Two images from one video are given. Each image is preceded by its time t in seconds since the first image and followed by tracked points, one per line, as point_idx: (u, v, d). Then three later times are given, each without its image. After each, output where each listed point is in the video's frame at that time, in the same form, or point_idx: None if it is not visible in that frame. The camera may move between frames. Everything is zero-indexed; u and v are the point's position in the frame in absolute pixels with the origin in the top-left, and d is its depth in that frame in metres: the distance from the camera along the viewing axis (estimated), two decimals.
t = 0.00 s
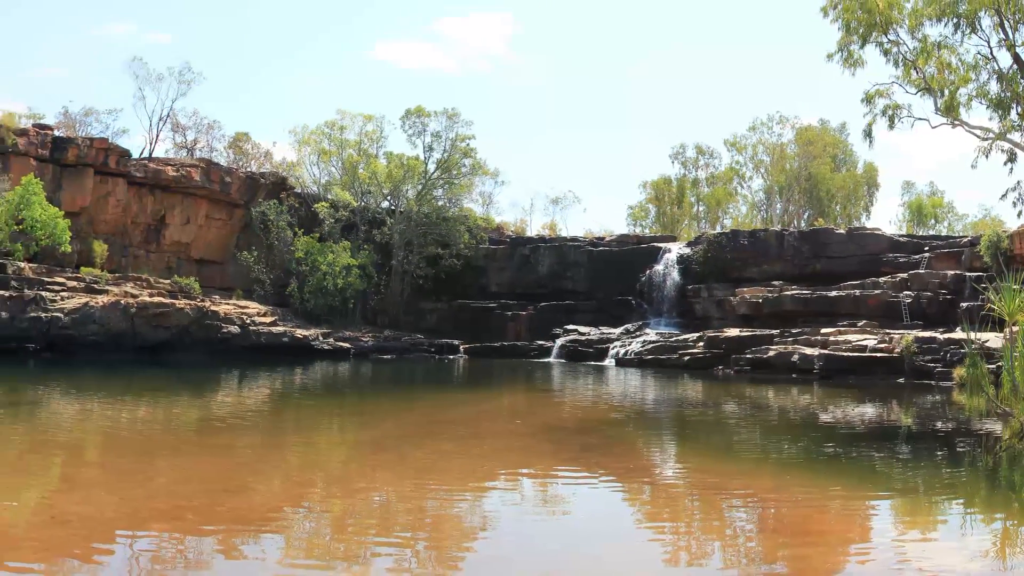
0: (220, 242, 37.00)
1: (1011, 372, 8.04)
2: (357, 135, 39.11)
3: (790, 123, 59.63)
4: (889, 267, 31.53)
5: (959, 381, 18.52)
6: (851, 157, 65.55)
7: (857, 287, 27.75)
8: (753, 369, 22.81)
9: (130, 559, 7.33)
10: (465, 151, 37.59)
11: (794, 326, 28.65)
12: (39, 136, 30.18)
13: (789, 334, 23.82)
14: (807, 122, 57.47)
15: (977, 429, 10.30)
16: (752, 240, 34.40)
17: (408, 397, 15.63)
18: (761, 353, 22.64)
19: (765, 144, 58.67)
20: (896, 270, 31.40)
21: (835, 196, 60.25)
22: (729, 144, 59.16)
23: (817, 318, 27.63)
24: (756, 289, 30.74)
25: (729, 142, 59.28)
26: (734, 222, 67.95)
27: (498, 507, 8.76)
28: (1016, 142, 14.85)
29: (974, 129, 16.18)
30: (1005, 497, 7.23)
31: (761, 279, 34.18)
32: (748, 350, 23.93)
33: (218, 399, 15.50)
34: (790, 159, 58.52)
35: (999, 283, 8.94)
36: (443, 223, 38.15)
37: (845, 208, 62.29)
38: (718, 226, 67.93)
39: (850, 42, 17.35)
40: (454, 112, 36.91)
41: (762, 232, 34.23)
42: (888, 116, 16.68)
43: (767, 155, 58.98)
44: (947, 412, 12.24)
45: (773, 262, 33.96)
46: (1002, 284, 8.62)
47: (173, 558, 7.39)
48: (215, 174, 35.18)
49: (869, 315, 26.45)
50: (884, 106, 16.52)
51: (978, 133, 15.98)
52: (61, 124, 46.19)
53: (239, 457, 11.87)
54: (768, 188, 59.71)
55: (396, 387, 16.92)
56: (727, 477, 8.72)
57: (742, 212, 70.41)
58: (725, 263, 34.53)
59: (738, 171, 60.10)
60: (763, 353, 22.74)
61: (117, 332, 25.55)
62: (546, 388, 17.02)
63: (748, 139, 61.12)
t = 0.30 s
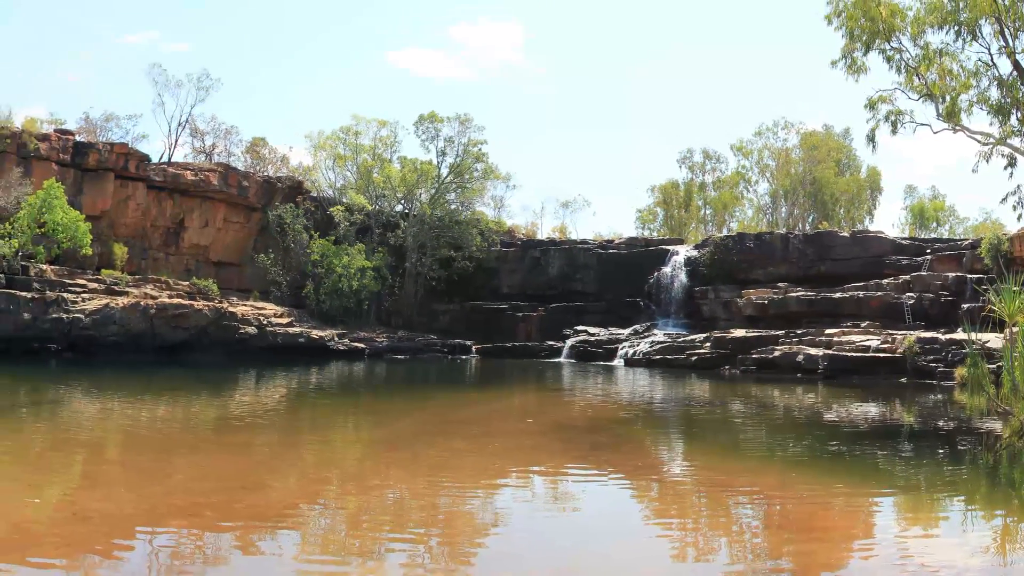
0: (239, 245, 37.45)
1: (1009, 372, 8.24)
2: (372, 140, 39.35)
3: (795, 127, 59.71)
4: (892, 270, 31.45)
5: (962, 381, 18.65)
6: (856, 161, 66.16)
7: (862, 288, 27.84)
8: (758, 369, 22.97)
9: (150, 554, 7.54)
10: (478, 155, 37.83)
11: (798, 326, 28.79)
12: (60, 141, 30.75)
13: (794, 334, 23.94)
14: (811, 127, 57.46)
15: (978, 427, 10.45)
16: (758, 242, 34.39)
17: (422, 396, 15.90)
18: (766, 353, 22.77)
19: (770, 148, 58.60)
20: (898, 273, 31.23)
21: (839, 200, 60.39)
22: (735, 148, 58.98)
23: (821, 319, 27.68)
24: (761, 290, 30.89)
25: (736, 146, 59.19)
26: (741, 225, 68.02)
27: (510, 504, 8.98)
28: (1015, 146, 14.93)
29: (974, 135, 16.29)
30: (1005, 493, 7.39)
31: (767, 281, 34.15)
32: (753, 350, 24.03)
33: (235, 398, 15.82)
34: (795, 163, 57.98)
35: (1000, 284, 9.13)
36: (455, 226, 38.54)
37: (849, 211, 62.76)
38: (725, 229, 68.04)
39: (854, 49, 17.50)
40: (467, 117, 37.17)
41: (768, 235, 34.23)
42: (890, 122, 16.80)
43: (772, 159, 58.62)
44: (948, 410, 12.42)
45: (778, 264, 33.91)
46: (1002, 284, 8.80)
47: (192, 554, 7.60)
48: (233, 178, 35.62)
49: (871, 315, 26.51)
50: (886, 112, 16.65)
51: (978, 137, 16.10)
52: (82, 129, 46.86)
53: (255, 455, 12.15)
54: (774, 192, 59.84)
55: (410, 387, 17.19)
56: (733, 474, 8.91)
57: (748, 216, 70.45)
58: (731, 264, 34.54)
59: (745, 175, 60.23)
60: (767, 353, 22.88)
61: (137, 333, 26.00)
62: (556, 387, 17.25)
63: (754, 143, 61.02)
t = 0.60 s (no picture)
0: (256, 248, 37.92)
1: (1010, 373, 8.39)
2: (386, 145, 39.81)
3: (800, 133, 59.69)
4: (895, 273, 31.47)
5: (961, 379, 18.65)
6: (860, 166, 66.30)
7: (865, 290, 27.90)
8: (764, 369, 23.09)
9: (170, 550, 7.77)
10: (489, 160, 38.10)
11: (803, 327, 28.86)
12: (82, 146, 31.34)
13: (799, 335, 24.08)
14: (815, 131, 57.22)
15: (979, 426, 10.60)
16: (763, 245, 34.50)
17: (436, 395, 16.17)
18: (771, 353, 22.88)
19: (775, 153, 58.61)
20: (901, 275, 31.25)
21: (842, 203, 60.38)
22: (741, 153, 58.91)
23: (825, 319, 27.84)
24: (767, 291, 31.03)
25: (742, 151, 59.09)
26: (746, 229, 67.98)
27: (521, 501, 9.21)
28: (1015, 152, 14.99)
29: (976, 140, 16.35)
30: (1005, 491, 7.54)
31: (773, 283, 34.27)
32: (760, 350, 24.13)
33: (253, 397, 16.15)
34: (799, 168, 58.45)
35: (1001, 286, 9.27)
36: (468, 229, 38.67)
37: (853, 214, 62.99)
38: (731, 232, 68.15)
39: (856, 56, 17.59)
40: (479, 123, 37.45)
41: (773, 237, 34.33)
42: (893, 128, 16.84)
43: (777, 164, 58.71)
44: (950, 409, 12.58)
45: (783, 266, 34.04)
46: (1003, 286, 8.94)
47: (211, 549, 7.84)
48: (250, 182, 36.03)
49: (875, 316, 26.56)
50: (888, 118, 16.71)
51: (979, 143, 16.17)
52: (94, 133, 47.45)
53: (272, 453, 12.44)
54: (779, 196, 59.96)
55: (424, 386, 17.45)
56: (739, 472, 9.09)
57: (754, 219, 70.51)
58: (738, 266, 34.71)
59: (750, 179, 60.28)
60: (772, 353, 22.98)
61: (156, 333, 26.44)
62: (566, 387, 17.47)
63: (760, 149, 61.41)
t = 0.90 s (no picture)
0: (274, 250, 38.40)
1: (1010, 373, 8.55)
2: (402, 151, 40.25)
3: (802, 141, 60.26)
4: (898, 275, 31.52)
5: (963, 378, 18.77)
6: (861, 171, 65.57)
7: (868, 292, 28.01)
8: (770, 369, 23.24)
9: (190, 545, 8.04)
10: (502, 164, 38.39)
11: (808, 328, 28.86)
12: (103, 151, 32.04)
13: (804, 336, 24.22)
14: (820, 138, 57.36)
15: (979, 424, 10.78)
16: (769, 248, 34.62)
17: (449, 394, 16.43)
18: (776, 353, 23.00)
19: (780, 159, 58.52)
20: (904, 277, 31.33)
21: (847, 208, 60.46)
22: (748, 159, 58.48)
23: (830, 321, 27.95)
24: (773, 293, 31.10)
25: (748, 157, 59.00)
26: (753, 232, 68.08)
27: (532, 497, 9.45)
28: (1015, 157, 15.09)
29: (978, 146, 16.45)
30: (1004, 488, 7.72)
31: (779, 285, 34.40)
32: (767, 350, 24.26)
33: (270, 396, 16.49)
34: (804, 172, 58.19)
35: (1001, 288, 9.44)
36: (480, 232, 39.22)
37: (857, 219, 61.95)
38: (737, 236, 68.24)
39: (860, 64, 17.72)
40: (492, 128, 37.77)
41: (778, 240, 34.49)
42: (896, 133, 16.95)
43: (782, 169, 58.71)
44: (951, 408, 12.76)
45: (788, 269, 34.19)
46: (1004, 288, 9.11)
47: (230, 545, 8.10)
48: (268, 187, 36.43)
49: (878, 317, 26.65)
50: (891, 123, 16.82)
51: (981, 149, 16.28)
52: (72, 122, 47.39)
53: (289, 451, 12.74)
54: (784, 200, 60.10)
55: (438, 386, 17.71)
56: (746, 470, 9.28)
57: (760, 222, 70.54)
58: (745, 269, 34.83)
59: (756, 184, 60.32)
60: (778, 353, 23.11)
61: (176, 334, 26.96)
62: (576, 386, 17.69)
63: (765, 155, 61.85)
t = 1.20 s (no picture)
0: (292, 252, 38.90)
1: (1010, 373, 8.74)
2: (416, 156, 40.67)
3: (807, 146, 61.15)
4: (900, 277, 31.43)
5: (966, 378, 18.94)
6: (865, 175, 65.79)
7: (871, 293, 28.11)
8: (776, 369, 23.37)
9: (210, 541, 8.33)
10: (514, 169, 38.69)
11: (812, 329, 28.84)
12: (125, 156, 32.73)
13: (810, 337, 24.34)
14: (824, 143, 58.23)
15: (980, 423, 10.96)
16: (774, 250, 34.71)
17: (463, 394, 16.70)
18: (782, 353, 23.11)
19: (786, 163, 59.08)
20: (907, 279, 31.28)
21: (849, 214, 60.09)
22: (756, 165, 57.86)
23: (834, 322, 27.97)
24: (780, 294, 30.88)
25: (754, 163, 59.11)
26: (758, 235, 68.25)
27: (544, 494, 9.70)
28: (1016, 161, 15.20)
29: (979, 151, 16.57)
30: (1004, 486, 7.91)
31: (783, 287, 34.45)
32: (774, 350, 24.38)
33: (288, 396, 16.83)
34: (809, 176, 58.76)
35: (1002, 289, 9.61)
36: (492, 235, 39.52)
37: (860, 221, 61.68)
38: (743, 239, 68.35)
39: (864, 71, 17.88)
40: (505, 134, 38.07)
41: (783, 242, 34.59)
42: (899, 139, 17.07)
43: (788, 173, 59.16)
44: (952, 407, 12.94)
45: (792, 271, 34.25)
46: (1004, 290, 9.29)
47: (249, 540, 8.39)
48: (284, 191, 37.06)
49: (882, 318, 26.77)
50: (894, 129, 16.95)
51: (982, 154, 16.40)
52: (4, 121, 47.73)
53: (306, 449, 13.05)
54: (789, 204, 60.23)
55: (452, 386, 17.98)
56: (753, 467, 9.49)
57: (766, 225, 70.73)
58: (751, 272, 34.93)
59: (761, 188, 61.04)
60: (783, 353, 23.21)
61: (196, 334, 27.43)
62: (587, 386, 17.92)
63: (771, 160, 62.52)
